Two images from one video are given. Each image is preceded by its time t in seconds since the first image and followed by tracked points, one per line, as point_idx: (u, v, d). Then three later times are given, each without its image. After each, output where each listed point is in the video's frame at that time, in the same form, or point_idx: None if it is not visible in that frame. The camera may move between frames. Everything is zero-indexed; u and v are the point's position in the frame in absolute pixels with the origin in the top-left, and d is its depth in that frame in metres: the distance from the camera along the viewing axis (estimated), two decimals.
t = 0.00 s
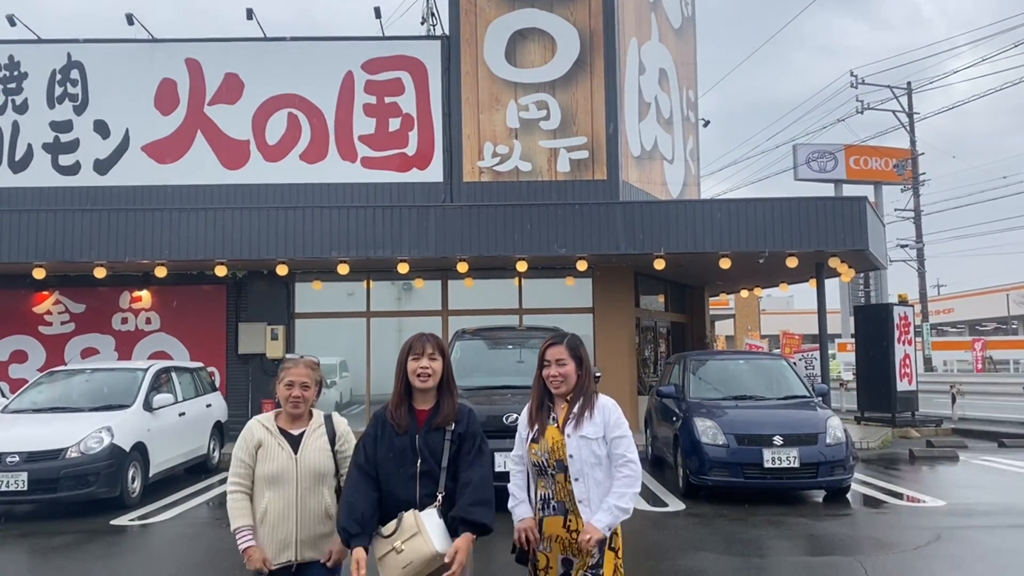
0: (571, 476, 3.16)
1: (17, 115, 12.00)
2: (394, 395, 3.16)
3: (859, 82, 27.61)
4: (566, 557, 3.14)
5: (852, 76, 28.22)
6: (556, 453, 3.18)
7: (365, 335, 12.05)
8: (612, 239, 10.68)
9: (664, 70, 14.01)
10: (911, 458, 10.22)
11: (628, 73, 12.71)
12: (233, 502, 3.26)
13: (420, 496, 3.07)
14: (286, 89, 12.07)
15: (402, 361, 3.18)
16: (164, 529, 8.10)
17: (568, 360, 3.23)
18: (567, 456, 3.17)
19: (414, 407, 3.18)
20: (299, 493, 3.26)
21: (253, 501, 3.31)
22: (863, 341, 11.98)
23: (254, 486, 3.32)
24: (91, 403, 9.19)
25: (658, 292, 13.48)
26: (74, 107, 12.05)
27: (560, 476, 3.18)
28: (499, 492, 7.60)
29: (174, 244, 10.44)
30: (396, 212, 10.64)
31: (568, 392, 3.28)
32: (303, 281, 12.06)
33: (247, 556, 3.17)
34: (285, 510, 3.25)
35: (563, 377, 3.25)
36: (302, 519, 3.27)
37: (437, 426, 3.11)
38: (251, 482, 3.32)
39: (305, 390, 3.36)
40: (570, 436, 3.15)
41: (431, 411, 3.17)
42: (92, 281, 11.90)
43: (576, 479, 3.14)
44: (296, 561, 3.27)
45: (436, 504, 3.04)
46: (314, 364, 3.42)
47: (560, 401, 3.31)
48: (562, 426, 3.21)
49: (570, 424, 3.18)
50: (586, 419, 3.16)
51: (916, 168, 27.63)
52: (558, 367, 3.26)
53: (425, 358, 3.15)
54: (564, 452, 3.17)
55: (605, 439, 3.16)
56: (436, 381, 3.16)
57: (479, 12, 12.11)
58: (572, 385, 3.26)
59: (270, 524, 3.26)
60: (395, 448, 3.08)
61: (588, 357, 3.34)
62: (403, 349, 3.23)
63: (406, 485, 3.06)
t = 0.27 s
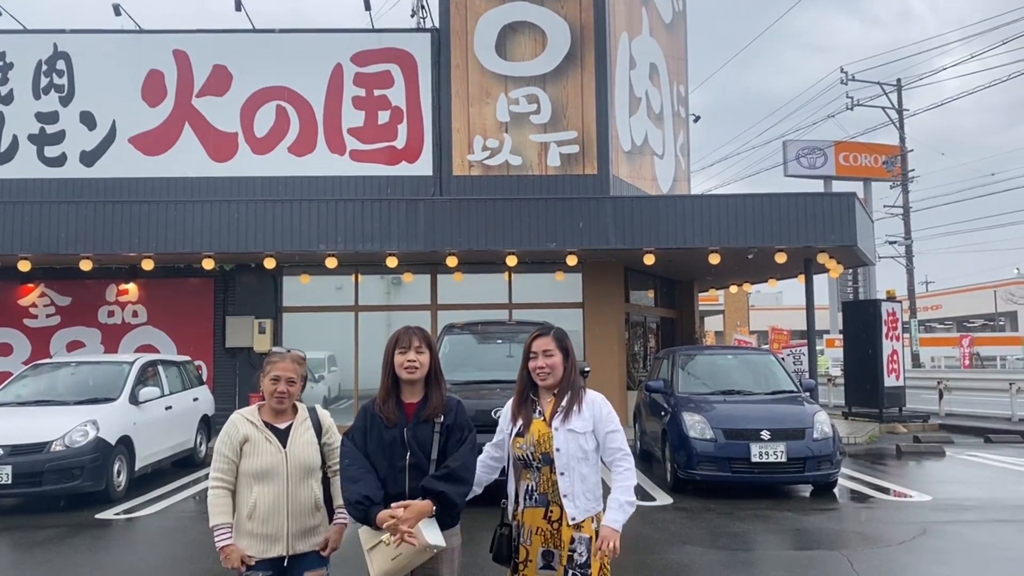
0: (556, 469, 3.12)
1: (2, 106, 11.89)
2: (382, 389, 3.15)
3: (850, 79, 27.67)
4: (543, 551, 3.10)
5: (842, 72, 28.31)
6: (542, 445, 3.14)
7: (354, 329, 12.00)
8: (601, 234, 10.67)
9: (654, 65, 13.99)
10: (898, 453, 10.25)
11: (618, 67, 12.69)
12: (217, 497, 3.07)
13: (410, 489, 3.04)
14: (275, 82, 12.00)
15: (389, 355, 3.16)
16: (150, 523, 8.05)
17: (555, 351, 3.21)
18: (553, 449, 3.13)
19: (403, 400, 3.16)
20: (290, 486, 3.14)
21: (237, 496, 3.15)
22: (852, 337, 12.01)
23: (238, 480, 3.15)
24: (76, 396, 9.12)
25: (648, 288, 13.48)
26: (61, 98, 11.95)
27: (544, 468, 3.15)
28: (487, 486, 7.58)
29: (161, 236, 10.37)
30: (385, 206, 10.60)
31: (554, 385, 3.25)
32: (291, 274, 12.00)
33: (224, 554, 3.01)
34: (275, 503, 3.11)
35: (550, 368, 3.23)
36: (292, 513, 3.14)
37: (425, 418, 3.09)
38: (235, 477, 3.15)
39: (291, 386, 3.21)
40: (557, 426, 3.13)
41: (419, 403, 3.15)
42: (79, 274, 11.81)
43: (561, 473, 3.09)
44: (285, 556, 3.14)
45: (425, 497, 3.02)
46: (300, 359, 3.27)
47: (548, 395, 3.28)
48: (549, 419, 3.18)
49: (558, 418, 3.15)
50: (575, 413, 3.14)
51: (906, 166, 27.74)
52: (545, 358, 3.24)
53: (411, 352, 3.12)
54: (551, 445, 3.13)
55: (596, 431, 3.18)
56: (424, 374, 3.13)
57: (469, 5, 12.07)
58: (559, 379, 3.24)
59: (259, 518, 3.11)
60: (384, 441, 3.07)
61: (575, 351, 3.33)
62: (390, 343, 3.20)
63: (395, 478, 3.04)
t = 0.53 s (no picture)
0: (555, 466, 3.11)
1: None
2: (378, 385, 3.14)
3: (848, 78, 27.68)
4: (538, 549, 3.12)
5: (840, 71, 28.35)
6: (542, 441, 3.13)
7: (349, 324, 11.99)
8: (598, 231, 10.67)
9: (651, 62, 13.99)
10: (893, 451, 10.28)
11: (615, 64, 12.68)
12: (229, 491, 3.03)
13: (406, 484, 3.04)
14: (272, 77, 11.97)
15: (386, 351, 3.14)
16: (145, 518, 8.05)
17: (557, 347, 3.18)
18: (552, 446, 3.12)
19: (398, 395, 3.17)
20: (303, 483, 3.10)
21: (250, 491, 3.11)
22: (847, 335, 12.03)
23: (251, 474, 3.11)
24: (71, 391, 9.10)
25: (644, 285, 13.49)
26: (56, 92, 11.90)
27: (541, 466, 3.14)
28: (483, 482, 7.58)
29: (156, 232, 10.35)
30: (381, 202, 10.59)
31: (555, 381, 3.25)
32: (287, 270, 11.98)
33: (213, 554, 2.91)
34: (289, 500, 3.08)
35: (552, 364, 3.21)
36: (305, 510, 3.10)
37: (421, 413, 3.10)
38: (247, 471, 3.11)
39: (303, 383, 3.14)
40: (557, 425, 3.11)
41: (415, 399, 3.16)
42: (74, 269, 11.78)
43: (561, 471, 3.09)
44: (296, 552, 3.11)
45: (421, 491, 3.02)
46: (315, 355, 3.20)
47: (548, 390, 3.28)
48: (549, 417, 3.17)
49: (559, 415, 3.14)
50: (576, 411, 3.14)
51: (902, 165, 27.78)
52: (548, 353, 3.22)
53: (408, 348, 3.11)
54: (551, 442, 3.12)
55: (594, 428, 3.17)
56: (420, 370, 3.14)
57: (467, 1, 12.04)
58: (562, 376, 3.23)
59: (271, 514, 3.07)
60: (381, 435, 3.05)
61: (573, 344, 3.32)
62: (386, 339, 3.19)
63: (391, 474, 3.04)
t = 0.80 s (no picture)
0: (555, 471, 3.14)
1: (5, 99, 11.89)
2: (387, 387, 3.15)
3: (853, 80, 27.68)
4: (539, 554, 3.13)
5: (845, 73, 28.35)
6: (542, 446, 3.15)
7: (354, 325, 12.03)
8: (602, 232, 10.69)
9: (657, 64, 14.00)
10: (897, 454, 10.29)
11: (620, 66, 12.69)
12: (276, 487, 3.09)
13: (416, 485, 3.02)
14: (278, 78, 12.00)
15: (394, 353, 3.16)
16: (151, 517, 8.09)
17: (557, 351, 3.22)
18: (552, 450, 3.14)
19: (406, 397, 3.18)
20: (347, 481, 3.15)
21: (294, 488, 3.16)
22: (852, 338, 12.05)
23: (296, 471, 3.16)
24: (78, 390, 9.14)
25: (648, 287, 13.51)
26: (63, 92, 11.94)
27: (541, 471, 3.17)
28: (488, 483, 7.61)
29: (163, 231, 10.38)
30: (387, 203, 10.61)
31: (554, 385, 3.30)
32: (293, 270, 12.02)
33: (254, 546, 2.92)
34: (332, 498, 3.13)
35: (552, 368, 3.26)
36: (348, 509, 3.15)
37: (430, 415, 3.09)
38: (293, 468, 3.16)
39: (346, 382, 3.25)
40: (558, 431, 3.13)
41: (424, 401, 3.17)
42: (80, 268, 11.82)
43: (562, 476, 3.11)
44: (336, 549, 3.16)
45: (431, 491, 3.00)
46: (356, 356, 3.28)
47: (547, 394, 3.33)
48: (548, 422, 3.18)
49: (557, 419, 3.16)
50: (574, 415, 3.15)
51: (907, 167, 27.76)
52: (548, 357, 3.26)
53: (418, 350, 3.13)
54: (551, 446, 3.14)
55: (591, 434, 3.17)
56: (429, 372, 3.15)
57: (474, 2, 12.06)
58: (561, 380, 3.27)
59: (315, 511, 3.12)
60: (390, 437, 3.05)
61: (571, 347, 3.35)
62: (395, 341, 3.20)
63: (400, 475, 3.00)
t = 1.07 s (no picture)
0: (550, 473, 3.16)
1: (21, 101, 11.98)
2: (403, 390, 3.08)
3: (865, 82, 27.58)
4: (537, 557, 3.12)
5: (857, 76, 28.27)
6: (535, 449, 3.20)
7: (366, 327, 12.06)
8: (615, 236, 10.68)
9: (669, 67, 13.99)
10: (910, 460, 10.24)
11: (633, 69, 12.68)
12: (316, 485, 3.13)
13: (435, 489, 2.96)
14: (291, 80, 12.04)
15: (411, 356, 3.10)
16: (165, 518, 8.12)
17: (554, 354, 3.26)
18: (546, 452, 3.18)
19: (422, 401, 3.12)
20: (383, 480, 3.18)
21: (331, 486, 3.18)
22: (864, 342, 11.99)
23: (333, 470, 3.18)
24: (92, 391, 9.19)
25: (660, 290, 13.49)
26: (78, 94, 12.02)
27: (537, 474, 3.19)
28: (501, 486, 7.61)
29: (177, 233, 10.43)
30: (399, 206, 10.63)
31: (548, 390, 3.32)
32: (305, 271, 12.05)
33: (303, 545, 3.03)
34: (369, 496, 3.15)
35: (546, 372, 3.29)
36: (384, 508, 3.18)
37: (448, 418, 3.05)
38: (331, 466, 3.18)
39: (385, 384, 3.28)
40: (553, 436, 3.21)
41: (441, 404, 3.11)
42: (94, 269, 11.89)
43: (556, 479, 3.14)
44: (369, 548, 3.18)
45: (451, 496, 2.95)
46: (396, 359, 3.35)
47: (540, 398, 3.34)
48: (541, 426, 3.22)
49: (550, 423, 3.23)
50: (567, 418, 3.24)
51: (919, 170, 27.63)
52: (544, 360, 3.29)
53: (436, 354, 3.10)
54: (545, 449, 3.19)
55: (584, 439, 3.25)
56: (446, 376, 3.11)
57: (487, 6, 12.07)
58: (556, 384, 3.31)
59: (351, 509, 3.14)
60: (407, 441, 2.98)
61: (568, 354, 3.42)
62: (412, 344, 3.16)
63: (419, 478, 2.95)
